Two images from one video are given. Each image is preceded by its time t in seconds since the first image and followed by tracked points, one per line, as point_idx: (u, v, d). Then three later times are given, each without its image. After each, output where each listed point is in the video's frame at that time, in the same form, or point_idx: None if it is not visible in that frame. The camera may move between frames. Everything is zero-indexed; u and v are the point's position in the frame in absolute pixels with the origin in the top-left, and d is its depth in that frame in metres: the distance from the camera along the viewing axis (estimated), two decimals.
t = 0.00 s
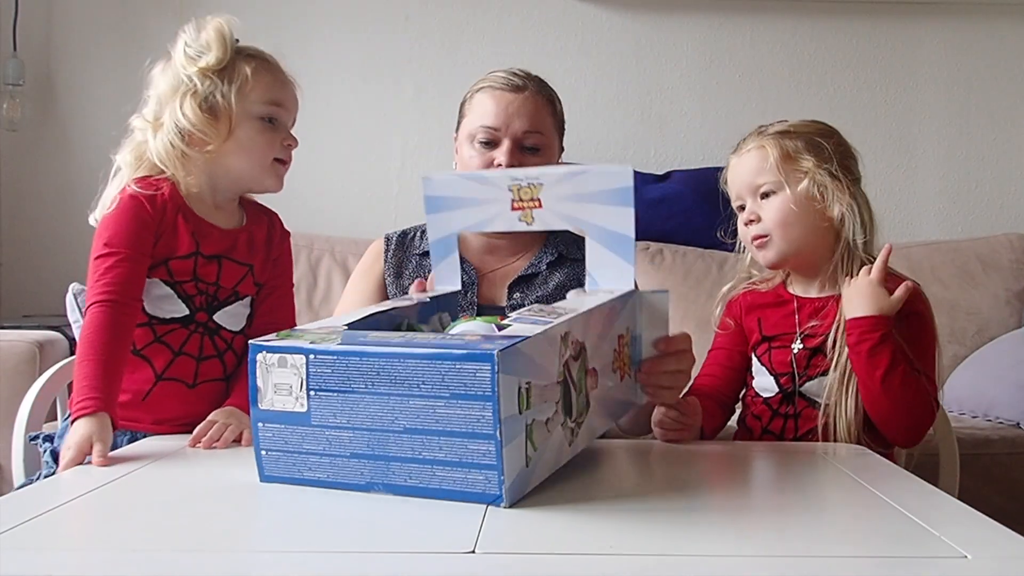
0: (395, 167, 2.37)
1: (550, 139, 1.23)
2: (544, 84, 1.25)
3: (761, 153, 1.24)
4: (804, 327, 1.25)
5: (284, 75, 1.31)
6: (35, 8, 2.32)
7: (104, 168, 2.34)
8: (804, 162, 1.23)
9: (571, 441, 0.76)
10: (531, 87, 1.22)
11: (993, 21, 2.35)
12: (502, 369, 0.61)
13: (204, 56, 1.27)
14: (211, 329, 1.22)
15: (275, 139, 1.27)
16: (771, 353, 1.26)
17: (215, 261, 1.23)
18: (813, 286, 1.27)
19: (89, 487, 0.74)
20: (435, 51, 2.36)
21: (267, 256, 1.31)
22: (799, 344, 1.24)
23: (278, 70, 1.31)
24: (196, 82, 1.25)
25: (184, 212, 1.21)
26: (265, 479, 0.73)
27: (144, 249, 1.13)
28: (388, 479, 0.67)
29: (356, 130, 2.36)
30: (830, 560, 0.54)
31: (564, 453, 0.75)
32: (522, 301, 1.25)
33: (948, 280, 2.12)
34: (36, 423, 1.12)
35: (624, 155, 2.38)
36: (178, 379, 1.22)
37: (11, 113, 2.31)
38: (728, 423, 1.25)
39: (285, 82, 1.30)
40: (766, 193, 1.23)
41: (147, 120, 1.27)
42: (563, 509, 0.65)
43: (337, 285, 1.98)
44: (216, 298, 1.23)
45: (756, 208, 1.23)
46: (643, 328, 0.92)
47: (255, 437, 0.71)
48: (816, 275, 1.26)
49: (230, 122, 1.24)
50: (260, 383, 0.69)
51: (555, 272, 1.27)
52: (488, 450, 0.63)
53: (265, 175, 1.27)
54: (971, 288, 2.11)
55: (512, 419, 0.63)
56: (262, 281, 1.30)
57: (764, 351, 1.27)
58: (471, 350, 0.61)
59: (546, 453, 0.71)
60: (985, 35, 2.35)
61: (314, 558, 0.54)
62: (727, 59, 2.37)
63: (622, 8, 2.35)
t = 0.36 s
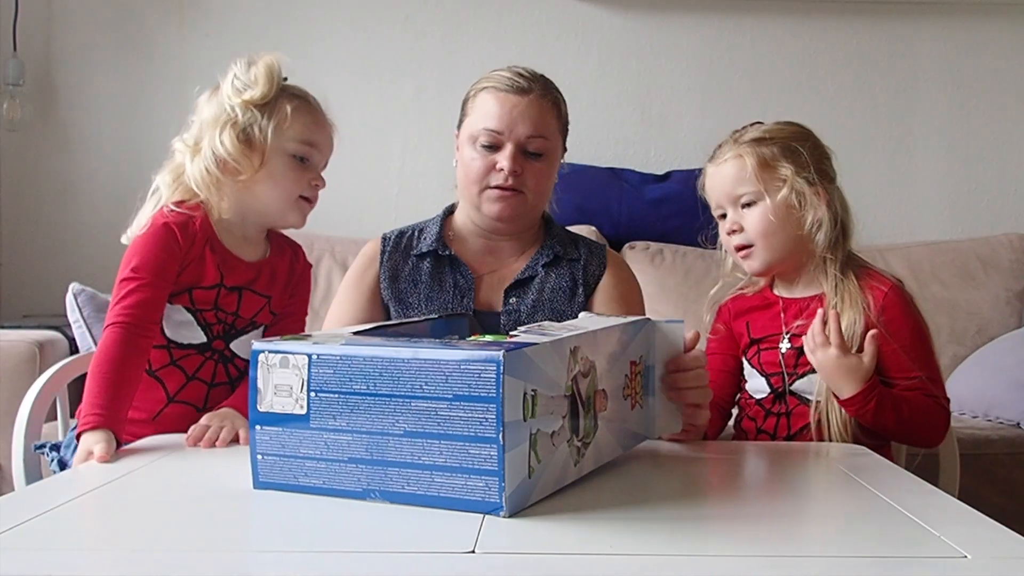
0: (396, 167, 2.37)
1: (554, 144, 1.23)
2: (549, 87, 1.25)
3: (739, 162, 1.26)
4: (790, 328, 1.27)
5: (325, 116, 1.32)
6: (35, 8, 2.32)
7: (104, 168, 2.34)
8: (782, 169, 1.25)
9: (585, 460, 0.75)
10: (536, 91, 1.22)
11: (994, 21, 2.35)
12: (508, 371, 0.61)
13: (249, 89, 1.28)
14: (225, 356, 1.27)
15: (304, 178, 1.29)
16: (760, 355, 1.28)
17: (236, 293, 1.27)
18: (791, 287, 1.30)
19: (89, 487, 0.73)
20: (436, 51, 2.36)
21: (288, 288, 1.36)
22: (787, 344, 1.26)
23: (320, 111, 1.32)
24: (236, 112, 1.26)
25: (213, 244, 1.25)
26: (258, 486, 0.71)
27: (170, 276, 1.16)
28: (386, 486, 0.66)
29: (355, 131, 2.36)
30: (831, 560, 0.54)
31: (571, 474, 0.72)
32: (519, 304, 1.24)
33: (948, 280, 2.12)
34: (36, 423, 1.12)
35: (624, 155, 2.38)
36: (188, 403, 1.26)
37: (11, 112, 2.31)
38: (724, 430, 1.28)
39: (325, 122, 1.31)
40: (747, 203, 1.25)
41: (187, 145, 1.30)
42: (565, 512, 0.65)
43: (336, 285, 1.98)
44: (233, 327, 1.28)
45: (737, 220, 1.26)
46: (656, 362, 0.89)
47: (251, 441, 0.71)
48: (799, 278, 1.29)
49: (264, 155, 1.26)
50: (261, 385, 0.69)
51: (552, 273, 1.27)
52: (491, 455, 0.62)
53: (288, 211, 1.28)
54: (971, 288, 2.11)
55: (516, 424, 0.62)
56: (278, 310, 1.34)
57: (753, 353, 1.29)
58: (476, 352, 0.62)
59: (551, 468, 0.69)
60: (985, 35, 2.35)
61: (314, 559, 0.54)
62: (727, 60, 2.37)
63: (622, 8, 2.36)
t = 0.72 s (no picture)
0: (395, 168, 2.37)
1: (549, 144, 1.22)
2: (540, 84, 1.24)
3: (722, 162, 1.26)
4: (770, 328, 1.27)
5: (351, 123, 1.30)
6: (35, 8, 2.32)
7: (104, 168, 2.35)
8: (764, 170, 1.25)
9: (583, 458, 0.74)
10: (527, 92, 1.21)
11: (994, 21, 2.35)
12: (490, 363, 0.60)
13: (269, 102, 1.28)
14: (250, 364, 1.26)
15: (327, 186, 1.27)
16: (742, 358, 1.28)
17: (262, 303, 1.26)
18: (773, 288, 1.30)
19: (91, 487, 0.73)
20: (436, 51, 2.36)
21: (320, 300, 1.34)
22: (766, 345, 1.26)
23: (345, 118, 1.30)
24: (258, 126, 1.27)
25: (242, 255, 1.24)
26: (263, 479, 0.72)
27: (199, 285, 1.16)
28: (378, 478, 0.66)
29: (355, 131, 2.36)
30: (832, 559, 0.54)
31: (567, 470, 0.71)
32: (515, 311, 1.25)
33: (947, 280, 2.12)
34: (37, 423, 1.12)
35: (624, 155, 2.38)
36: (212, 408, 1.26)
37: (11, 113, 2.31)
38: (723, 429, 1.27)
39: (349, 129, 1.29)
40: (729, 203, 1.24)
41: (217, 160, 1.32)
42: (565, 510, 0.65)
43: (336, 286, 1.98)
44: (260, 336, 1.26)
45: (718, 219, 1.26)
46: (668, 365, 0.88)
47: (257, 437, 0.72)
48: (781, 278, 1.29)
49: (284, 166, 1.25)
50: (263, 381, 0.70)
51: (547, 277, 1.26)
52: (473, 448, 0.61)
53: (309, 219, 1.27)
54: (970, 289, 2.11)
55: (499, 416, 0.62)
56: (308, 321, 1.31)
57: (736, 357, 1.29)
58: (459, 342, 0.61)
59: (544, 462, 0.68)
60: (984, 35, 2.35)
61: (307, 558, 0.54)
62: (726, 60, 2.37)
63: (622, 8, 2.36)
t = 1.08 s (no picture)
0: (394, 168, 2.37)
1: (541, 141, 1.22)
2: (530, 82, 1.24)
3: (712, 167, 1.25)
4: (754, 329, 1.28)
5: (365, 105, 1.21)
6: (35, 8, 2.32)
7: (103, 169, 2.35)
8: (756, 174, 1.25)
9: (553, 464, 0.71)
10: (516, 89, 1.21)
11: (994, 21, 2.35)
12: (400, 370, 0.58)
13: (274, 86, 1.20)
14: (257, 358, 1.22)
15: (335, 175, 1.18)
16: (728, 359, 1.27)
17: (269, 296, 1.22)
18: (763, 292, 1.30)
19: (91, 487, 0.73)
20: (435, 51, 2.36)
21: (333, 291, 1.29)
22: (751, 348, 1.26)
23: (356, 100, 1.21)
24: (263, 112, 1.20)
25: (248, 245, 1.19)
26: (235, 472, 0.75)
27: (203, 277, 1.11)
28: (314, 480, 0.67)
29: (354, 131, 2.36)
30: (836, 559, 0.54)
31: (514, 481, 0.68)
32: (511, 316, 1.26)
33: (946, 280, 2.12)
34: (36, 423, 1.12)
35: (623, 155, 2.38)
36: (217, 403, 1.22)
37: (10, 113, 2.31)
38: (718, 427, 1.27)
39: (362, 113, 1.20)
40: (721, 209, 1.24)
41: (223, 145, 1.25)
42: (566, 507, 0.66)
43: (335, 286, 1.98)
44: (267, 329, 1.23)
45: (712, 224, 1.25)
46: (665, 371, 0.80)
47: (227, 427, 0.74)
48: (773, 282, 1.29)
49: (288, 155, 1.18)
50: (234, 375, 0.71)
51: (543, 281, 1.27)
52: (383, 454, 0.60)
53: (317, 210, 1.19)
54: (970, 289, 2.11)
55: (414, 426, 0.60)
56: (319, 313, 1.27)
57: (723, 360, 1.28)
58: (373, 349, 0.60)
59: (480, 472, 0.66)
60: (983, 35, 2.36)
61: (288, 558, 0.54)
62: (726, 60, 2.37)
63: (622, 8, 2.36)
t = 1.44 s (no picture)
0: (394, 167, 2.37)
1: (539, 137, 1.23)
2: (526, 79, 1.25)
3: (696, 167, 1.25)
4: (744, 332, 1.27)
5: (351, 83, 1.19)
6: (35, 7, 2.32)
7: (103, 168, 2.34)
8: (740, 171, 1.24)
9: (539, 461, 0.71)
10: (515, 87, 1.22)
11: (994, 21, 2.35)
12: (366, 355, 0.58)
13: (255, 67, 1.19)
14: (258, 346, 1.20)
15: (321, 154, 1.16)
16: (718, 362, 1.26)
17: (263, 283, 1.19)
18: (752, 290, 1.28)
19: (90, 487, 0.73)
20: (436, 50, 2.36)
21: (333, 273, 1.26)
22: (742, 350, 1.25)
23: (341, 77, 1.19)
24: (245, 94, 1.18)
25: (236, 229, 1.17)
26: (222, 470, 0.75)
27: (192, 268, 1.11)
28: (293, 472, 0.67)
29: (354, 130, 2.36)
30: (840, 560, 0.54)
31: (491, 474, 0.67)
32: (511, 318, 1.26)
33: (946, 280, 2.12)
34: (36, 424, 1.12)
35: (623, 154, 2.38)
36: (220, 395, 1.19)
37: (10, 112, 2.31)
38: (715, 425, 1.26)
39: (348, 91, 1.18)
40: (707, 208, 1.24)
41: (207, 130, 1.24)
42: (568, 507, 0.66)
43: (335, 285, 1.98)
44: (265, 315, 1.20)
45: (699, 224, 1.25)
46: (657, 372, 0.78)
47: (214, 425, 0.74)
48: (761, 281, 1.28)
49: (272, 137, 1.17)
50: (222, 369, 0.72)
51: (541, 280, 1.27)
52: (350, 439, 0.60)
53: (305, 190, 1.17)
54: (970, 289, 2.11)
55: (381, 411, 0.60)
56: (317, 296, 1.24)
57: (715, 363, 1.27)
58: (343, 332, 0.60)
59: (455, 461, 0.65)
60: (983, 35, 2.36)
61: (283, 557, 0.54)
62: (726, 60, 2.37)
63: (622, 7, 2.36)
